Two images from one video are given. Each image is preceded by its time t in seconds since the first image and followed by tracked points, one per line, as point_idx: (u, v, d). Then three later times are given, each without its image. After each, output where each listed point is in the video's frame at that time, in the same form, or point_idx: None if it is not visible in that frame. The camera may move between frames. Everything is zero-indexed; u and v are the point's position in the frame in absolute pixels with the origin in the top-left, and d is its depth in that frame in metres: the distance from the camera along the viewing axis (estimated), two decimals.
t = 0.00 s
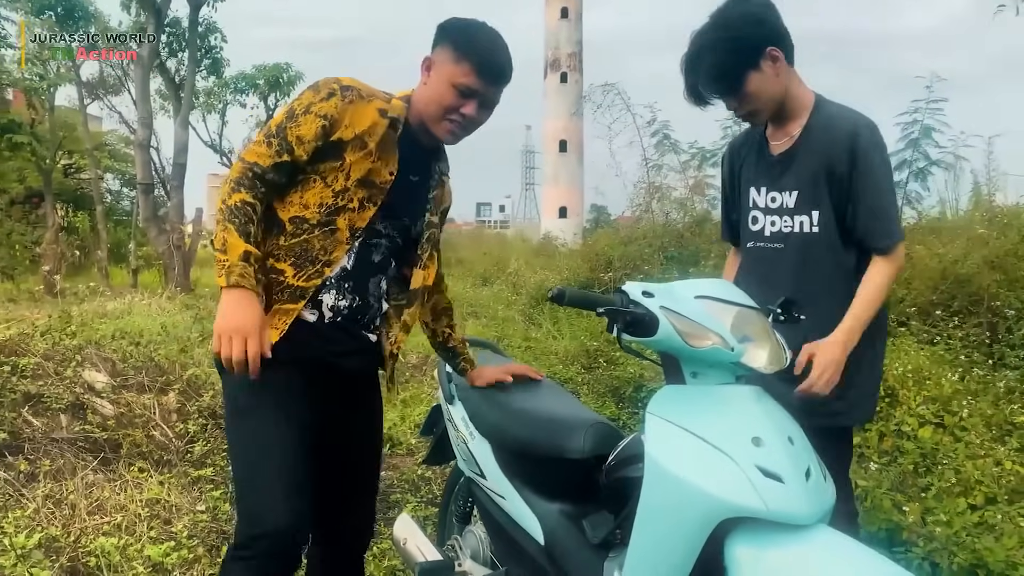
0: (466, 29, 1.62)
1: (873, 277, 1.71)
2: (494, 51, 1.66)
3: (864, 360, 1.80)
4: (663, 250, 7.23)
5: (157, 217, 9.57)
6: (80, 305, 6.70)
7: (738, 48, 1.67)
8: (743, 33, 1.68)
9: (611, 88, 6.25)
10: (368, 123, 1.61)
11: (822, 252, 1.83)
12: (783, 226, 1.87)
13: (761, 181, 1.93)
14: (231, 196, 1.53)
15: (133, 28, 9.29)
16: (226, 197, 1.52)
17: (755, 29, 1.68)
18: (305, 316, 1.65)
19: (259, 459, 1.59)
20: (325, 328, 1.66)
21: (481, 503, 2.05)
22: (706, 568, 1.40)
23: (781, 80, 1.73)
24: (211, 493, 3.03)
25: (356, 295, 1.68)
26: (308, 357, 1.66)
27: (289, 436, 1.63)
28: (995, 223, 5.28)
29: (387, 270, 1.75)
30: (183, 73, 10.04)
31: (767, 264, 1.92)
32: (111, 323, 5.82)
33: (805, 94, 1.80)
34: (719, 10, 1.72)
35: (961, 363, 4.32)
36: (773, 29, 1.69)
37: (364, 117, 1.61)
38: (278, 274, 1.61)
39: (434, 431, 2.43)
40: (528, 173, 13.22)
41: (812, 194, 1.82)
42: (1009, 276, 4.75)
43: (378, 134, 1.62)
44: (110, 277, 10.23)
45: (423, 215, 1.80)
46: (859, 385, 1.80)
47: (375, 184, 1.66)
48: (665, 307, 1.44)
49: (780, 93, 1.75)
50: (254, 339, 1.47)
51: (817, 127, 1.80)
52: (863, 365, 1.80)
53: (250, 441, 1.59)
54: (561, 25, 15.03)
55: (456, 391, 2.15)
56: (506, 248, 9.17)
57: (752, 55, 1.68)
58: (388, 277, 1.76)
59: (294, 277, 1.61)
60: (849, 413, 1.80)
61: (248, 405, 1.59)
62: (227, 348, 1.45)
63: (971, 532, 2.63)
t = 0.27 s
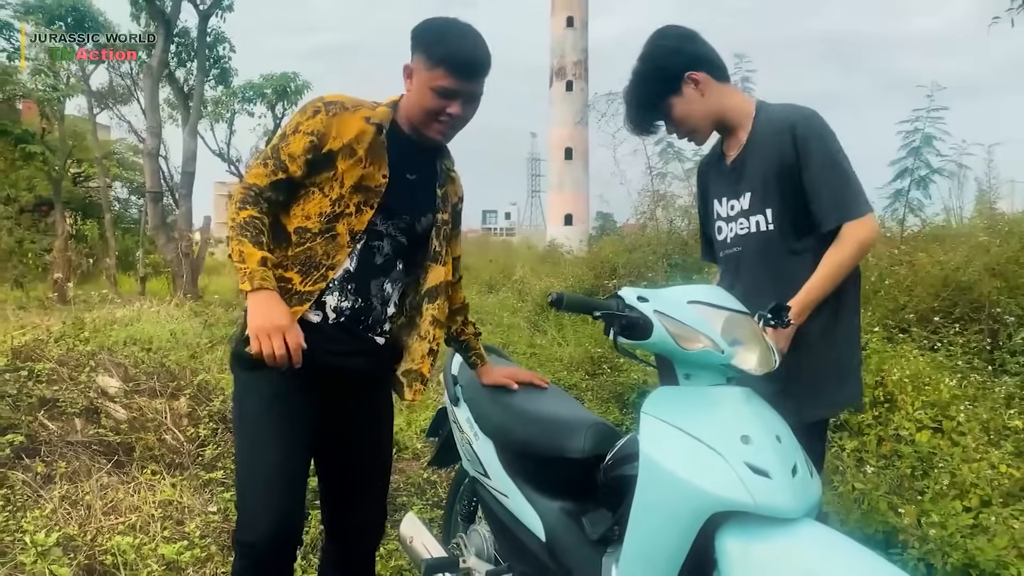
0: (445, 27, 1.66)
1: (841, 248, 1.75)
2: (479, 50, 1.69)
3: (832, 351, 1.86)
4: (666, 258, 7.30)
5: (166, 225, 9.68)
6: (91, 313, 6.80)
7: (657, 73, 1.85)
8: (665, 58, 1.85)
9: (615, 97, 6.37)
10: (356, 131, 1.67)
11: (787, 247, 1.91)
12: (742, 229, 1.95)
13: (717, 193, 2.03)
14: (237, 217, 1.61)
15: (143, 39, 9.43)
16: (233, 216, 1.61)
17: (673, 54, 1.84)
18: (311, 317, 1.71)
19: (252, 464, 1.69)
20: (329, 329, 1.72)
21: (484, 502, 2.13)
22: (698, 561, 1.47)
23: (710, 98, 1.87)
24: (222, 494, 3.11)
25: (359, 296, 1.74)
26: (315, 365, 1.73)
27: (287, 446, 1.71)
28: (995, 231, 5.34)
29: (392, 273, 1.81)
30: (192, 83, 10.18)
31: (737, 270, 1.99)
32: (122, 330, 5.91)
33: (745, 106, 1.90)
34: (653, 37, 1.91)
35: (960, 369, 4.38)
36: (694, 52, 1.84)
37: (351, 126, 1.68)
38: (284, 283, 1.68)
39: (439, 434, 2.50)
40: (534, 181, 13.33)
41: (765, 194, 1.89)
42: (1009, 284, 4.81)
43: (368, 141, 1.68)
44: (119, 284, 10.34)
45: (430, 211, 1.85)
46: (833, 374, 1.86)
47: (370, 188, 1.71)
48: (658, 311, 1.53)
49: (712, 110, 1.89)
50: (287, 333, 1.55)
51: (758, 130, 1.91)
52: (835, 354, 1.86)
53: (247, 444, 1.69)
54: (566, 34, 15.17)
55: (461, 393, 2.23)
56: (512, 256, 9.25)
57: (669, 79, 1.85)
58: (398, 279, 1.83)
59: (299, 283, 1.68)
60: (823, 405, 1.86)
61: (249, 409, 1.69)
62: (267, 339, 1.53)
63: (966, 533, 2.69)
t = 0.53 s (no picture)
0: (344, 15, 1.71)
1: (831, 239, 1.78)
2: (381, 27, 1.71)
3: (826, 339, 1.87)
4: (673, 263, 7.34)
5: (177, 231, 9.76)
6: (103, 318, 6.87)
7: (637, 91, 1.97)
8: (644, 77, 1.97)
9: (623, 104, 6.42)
10: (306, 146, 1.73)
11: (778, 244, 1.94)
12: (732, 234, 1.99)
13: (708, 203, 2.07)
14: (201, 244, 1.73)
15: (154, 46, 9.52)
16: (196, 246, 1.72)
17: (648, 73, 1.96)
18: (304, 326, 1.77)
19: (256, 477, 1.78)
20: (328, 336, 1.78)
21: (491, 503, 2.17)
22: (700, 560, 1.51)
23: (690, 111, 1.96)
24: (234, 497, 3.15)
25: (352, 302, 1.80)
26: (313, 377, 1.78)
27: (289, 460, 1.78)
28: (1002, 237, 5.37)
29: (383, 270, 1.85)
30: (203, 90, 10.27)
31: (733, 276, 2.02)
32: (134, 335, 5.97)
33: (728, 115, 1.98)
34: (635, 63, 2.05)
35: (965, 375, 4.40)
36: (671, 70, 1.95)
37: (302, 141, 1.74)
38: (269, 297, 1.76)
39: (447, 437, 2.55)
40: (542, 187, 13.39)
41: (750, 197, 1.94)
42: (1017, 290, 4.91)
43: (317, 153, 1.74)
44: (130, 290, 10.42)
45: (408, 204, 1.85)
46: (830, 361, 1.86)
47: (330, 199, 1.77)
48: (659, 316, 1.57)
49: (696, 122, 1.97)
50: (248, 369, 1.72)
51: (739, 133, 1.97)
52: (832, 340, 1.86)
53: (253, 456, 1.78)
54: (574, 40, 15.27)
55: (468, 397, 2.27)
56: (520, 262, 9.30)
57: (648, 96, 1.96)
58: (393, 273, 1.86)
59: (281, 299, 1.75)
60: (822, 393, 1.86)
61: (253, 423, 1.78)
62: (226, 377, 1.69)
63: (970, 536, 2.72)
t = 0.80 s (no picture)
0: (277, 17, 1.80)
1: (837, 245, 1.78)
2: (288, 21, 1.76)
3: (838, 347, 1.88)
4: (683, 268, 7.36)
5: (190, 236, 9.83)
6: (117, 321, 6.93)
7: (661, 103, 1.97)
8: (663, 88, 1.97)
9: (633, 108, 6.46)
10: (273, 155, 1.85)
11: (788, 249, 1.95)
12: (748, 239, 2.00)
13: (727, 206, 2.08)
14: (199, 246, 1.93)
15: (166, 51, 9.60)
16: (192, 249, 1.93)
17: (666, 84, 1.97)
18: (292, 332, 1.87)
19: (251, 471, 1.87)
20: (314, 340, 1.86)
21: (500, 504, 2.20)
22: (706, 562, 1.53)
23: (717, 116, 1.96)
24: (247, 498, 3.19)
25: (336, 305, 1.86)
26: (299, 373, 1.86)
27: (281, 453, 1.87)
28: (1013, 241, 5.37)
29: (366, 269, 1.89)
30: (215, 95, 10.36)
31: (751, 280, 2.04)
32: (148, 339, 6.03)
33: (749, 118, 1.98)
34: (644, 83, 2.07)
35: (976, 379, 4.40)
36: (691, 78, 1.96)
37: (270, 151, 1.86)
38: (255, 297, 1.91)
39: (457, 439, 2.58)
40: (553, 191, 13.42)
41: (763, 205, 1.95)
42: None
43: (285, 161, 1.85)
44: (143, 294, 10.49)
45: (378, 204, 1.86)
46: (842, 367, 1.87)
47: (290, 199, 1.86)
48: (667, 320, 1.59)
49: (723, 127, 1.97)
50: (248, 347, 1.86)
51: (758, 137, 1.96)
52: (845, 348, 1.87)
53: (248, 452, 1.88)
54: (583, 44, 15.36)
55: (478, 399, 2.30)
56: (530, 266, 9.33)
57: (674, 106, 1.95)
58: (378, 270, 1.89)
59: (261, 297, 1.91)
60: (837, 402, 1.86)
61: (250, 419, 1.90)
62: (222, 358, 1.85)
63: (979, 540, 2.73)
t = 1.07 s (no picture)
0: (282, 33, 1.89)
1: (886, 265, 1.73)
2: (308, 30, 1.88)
3: (876, 365, 1.84)
4: (692, 270, 7.39)
5: (202, 238, 9.90)
6: (130, 323, 6.99)
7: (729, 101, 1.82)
8: (729, 83, 1.82)
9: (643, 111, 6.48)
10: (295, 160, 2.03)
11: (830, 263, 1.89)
12: (790, 245, 1.95)
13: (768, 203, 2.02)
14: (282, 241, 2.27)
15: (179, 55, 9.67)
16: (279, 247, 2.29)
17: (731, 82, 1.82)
18: (318, 329, 1.99)
19: (285, 462, 2.03)
20: (338, 337, 1.95)
21: (511, 504, 2.23)
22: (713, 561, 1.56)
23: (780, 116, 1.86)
24: (260, 498, 3.24)
25: (352, 300, 1.95)
26: (326, 373, 1.95)
27: (308, 450, 2.00)
28: None
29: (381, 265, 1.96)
30: (227, 99, 10.44)
31: (785, 286, 1.99)
32: (161, 340, 6.10)
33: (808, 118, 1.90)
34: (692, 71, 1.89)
35: (985, 382, 4.41)
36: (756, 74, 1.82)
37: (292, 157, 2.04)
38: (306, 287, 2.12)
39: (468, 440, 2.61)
40: (562, 193, 13.46)
41: (812, 215, 1.89)
42: None
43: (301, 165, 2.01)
44: (154, 296, 10.57)
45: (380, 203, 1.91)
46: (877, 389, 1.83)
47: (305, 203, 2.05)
48: (675, 324, 1.63)
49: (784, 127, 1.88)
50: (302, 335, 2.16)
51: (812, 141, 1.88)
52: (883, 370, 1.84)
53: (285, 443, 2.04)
54: (593, 46, 15.42)
55: (489, 401, 2.33)
56: (539, 269, 9.38)
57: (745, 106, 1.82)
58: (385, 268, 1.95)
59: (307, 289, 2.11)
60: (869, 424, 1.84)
61: (286, 413, 2.03)
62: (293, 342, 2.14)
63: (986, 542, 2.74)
